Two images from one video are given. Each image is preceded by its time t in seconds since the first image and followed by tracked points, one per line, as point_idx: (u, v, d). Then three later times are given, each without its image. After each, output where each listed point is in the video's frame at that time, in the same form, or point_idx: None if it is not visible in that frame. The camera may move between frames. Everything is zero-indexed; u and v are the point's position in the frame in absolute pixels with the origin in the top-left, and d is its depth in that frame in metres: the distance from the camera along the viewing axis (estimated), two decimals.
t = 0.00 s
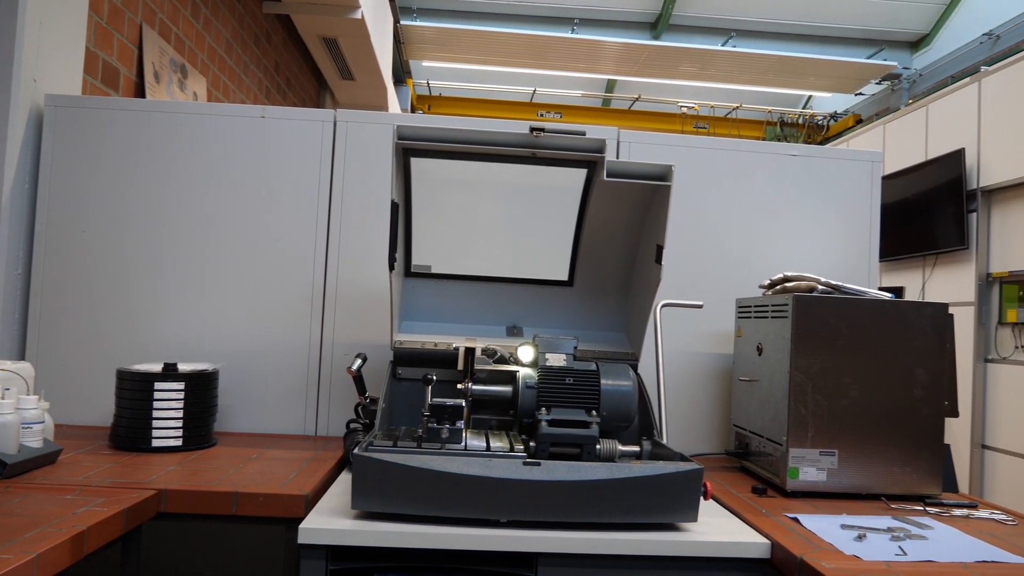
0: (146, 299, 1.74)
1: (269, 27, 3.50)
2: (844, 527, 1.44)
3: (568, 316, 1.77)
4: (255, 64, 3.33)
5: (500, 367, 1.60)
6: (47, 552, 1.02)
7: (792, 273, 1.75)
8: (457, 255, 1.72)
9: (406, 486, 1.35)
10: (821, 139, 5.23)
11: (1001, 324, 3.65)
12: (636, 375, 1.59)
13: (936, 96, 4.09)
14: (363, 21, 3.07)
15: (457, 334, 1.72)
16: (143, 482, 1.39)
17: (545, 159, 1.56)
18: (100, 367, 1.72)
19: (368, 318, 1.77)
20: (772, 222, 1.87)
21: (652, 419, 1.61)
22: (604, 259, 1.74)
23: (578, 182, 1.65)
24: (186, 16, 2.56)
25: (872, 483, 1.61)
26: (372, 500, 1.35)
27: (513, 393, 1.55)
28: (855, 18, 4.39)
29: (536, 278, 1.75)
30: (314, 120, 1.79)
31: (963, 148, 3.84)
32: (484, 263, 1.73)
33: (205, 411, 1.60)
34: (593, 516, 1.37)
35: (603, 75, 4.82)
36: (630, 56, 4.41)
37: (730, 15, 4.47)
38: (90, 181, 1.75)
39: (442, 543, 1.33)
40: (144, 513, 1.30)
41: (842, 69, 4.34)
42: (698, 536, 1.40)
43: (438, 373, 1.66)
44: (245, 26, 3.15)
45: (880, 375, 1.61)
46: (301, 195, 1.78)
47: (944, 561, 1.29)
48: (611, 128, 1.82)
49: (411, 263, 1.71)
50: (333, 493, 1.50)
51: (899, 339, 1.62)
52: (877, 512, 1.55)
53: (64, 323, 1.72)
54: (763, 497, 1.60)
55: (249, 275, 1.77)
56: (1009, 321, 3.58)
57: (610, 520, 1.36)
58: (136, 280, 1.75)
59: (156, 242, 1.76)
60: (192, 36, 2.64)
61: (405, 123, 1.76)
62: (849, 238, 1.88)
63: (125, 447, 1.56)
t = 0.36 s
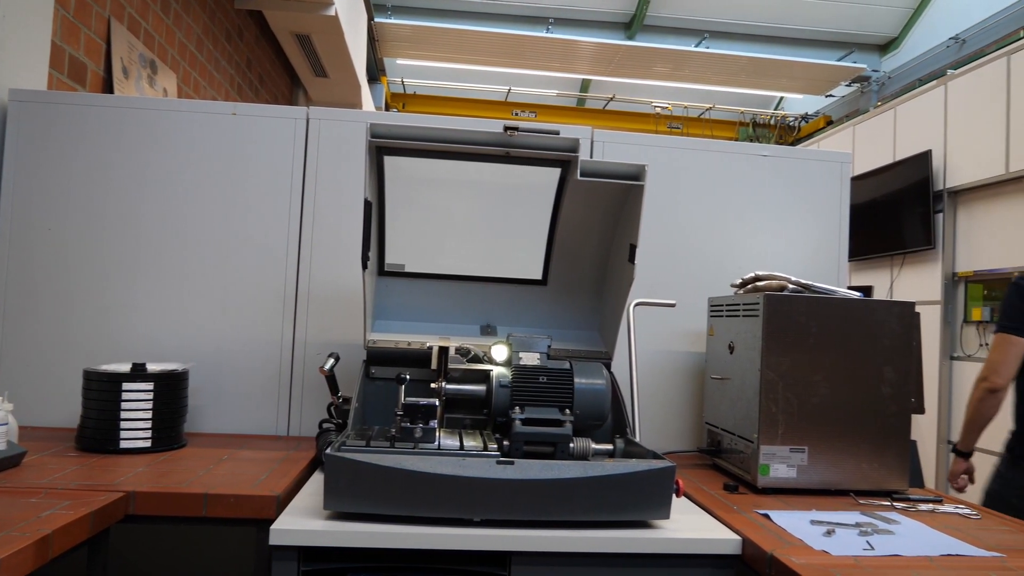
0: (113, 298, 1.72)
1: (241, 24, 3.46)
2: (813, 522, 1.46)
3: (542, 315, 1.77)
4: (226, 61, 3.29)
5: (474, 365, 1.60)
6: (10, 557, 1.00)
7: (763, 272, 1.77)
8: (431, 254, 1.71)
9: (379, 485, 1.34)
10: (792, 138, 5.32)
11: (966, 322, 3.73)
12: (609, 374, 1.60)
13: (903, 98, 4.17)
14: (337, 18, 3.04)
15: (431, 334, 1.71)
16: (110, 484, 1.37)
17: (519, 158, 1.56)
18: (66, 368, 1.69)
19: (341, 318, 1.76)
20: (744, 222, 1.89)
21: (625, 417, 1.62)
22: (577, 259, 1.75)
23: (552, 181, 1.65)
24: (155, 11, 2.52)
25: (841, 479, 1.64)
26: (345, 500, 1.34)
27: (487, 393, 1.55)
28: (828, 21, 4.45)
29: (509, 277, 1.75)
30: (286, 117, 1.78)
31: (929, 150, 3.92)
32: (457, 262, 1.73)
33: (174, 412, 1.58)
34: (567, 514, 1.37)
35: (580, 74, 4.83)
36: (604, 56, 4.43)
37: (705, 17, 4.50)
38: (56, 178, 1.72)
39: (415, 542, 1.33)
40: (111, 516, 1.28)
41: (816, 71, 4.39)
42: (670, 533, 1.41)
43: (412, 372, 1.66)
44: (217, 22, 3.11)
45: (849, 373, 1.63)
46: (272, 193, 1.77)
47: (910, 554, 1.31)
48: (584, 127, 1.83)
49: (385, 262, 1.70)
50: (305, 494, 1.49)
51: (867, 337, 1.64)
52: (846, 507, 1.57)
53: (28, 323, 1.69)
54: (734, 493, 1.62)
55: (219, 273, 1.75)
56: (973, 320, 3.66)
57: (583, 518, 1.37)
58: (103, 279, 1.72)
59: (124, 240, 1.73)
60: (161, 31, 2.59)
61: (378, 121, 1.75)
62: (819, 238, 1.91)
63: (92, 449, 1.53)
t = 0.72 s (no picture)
0: (73, 297, 1.68)
1: (206, 19, 3.41)
2: (777, 517, 1.48)
3: (510, 313, 1.78)
4: (190, 55, 3.24)
5: (442, 364, 1.59)
6: None
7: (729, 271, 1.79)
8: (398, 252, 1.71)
9: (345, 486, 1.32)
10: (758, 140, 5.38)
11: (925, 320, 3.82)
12: (577, 372, 1.60)
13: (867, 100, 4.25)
14: (304, 14, 3.01)
15: (399, 332, 1.70)
16: (70, 487, 1.34)
17: (486, 156, 1.56)
18: (24, 369, 1.65)
19: (308, 317, 1.75)
20: (710, 221, 1.91)
21: (593, 415, 1.63)
22: (546, 257, 1.75)
23: (519, 179, 1.65)
24: (116, 3, 2.47)
25: (804, 474, 1.66)
26: (310, 501, 1.33)
27: (454, 391, 1.54)
28: (797, 23, 4.52)
29: (477, 276, 1.75)
30: (251, 114, 1.76)
31: (890, 151, 4.00)
32: (425, 260, 1.72)
33: (136, 413, 1.55)
34: (535, 512, 1.37)
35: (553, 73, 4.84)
36: (574, 55, 4.45)
37: (671, 18, 4.55)
38: (13, 174, 1.68)
39: (382, 542, 1.32)
40: (69, 520, 1.25)
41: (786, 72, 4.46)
42: (637, 530, 1.42)
43: (379, 371, 1.65)
44: (181, 16, 3.06)
45: (812, 370, 1.66)
46: (237, 190, 1.75)
47: (870, 548, 1.34)
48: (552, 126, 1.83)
49: (352, 260, 1.69)
50: (271, 495, 1.47)
51: (830, 335, 1.67)
52: (809, 502, 1.60)
53: None
54: (700, 490, 1.64)
55: (182, 272, 1.73)
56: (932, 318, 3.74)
57: (550, 516, 1.37)
58: (62, 278, 1.68)
59: (84, 239, 1.70)
60: (123, 24, 2.55)
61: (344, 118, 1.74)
62: (784, 237, 1.94)
63: (51, 451, 1.50)
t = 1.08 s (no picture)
0: (25, 296, 1.64)
1: (165, 12, 3.34)
2: (738, 513, 1.50)
3: (475, 312, 1.78)
4: (148, 49, 3.17)
5: (406, 363, 1.58)
6: None
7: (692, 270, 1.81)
8: (362, 251, 1.69)
9: (307, 486, 1.30)
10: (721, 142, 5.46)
11: (882, 319, 3.90)
12: (541, 370, 1.60)
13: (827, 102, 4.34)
14: (266, 9, 2.97)
15: (361, 331, 1.69)
16: (20, 491, 1.30)
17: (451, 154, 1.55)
18: None
19: (270, 317, 1.73)
20: (673, 220, 1.94)
21: (557, 413, 1.63)
22: (509, 256, 1.76)
23: (484, 178, 1.65)
24: None
25: (765, 470, 1.69)
26: (271, 503, 1.30)
27: (418, 391, 1.53)
28: (763, 26, 4.59)
29: (442, 275, 1.75)
30: (211, 110, 1.73)
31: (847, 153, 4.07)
32: (389, 259, 1.71)
33: (91, 414, 1.52)
34: (501, 511, 1.37)
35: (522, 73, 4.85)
36: (540, 54, 4.46)
37: (634, 19, 4.59)
38: None
39: (344, 543, 1.31)
40: (20, 525, 1.22)
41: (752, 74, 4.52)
42: (600, 527, 1.43)
43: (342, 371, 1.64)
44: (139, 9, 2.99)
45: (773, 368, 1.69)
46: (197, 187, 1.72)
47: (828, 541, 1.36)
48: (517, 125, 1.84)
49: (314, 258, 1.67)
50: (231, 497, 1.45)
51: (791, 332, 1.70)
52: (769, 498, 1.62)
53: None
54: (663, 487, 1.66)
55: (140, 270, 1.69)
56: (888, 316, 3.81)
57: (515, 514, 1.37)
58: (13, 276, 1.64)
59: (36, 236, 1.65)
60: (77, 16, 2.47)
61: (306, 115, 1.73)
62: (746, 236, 1.97)
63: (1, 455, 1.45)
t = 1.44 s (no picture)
0: None
1: (123, 5, 3.27)
2: (700, 508, 1.52)
3: (441, 311, 1.77)
4: (105, 42, 3.09)
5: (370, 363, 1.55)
6: None
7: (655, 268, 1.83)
8: (326, 249, 1.68)
9: (269, 487, 1.28)
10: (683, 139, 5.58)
11: (840, 317, 4.00)
12: (505, 369, 1.61)
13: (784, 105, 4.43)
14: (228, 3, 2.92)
15: (325, 330, 1.68)
16: None
17: (415, 152, 1.55)
18: None
19: (232, 316, 1.71)
20: (638, 220, 1.95)
21: (522, 412, 1.64)
22: (474, 255, 1.76)
23: (449, 176, 1.64)
24: None
25: (726, 466, 1.71)
26: (233, 505, 1.28)
27: (383, 389, 1.52)
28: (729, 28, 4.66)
29: (408, 273, 1.74)
30: (171, 105, 1.70)
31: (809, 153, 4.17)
32: (353, 257, 1.70)
33: (45, 416, 1.48)
34: (466, 509, 1.37)
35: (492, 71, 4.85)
36: (505, 52, 4.50)
37: (602, 19, 4.58)
38: None
39: (307, 544, 1.29)
40: None
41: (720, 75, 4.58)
42: (565, 525, 1.43)
43: (305, 370, 1.62)
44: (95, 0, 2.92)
45: (734, 366, 1.71)
46: (155, 183, 1.69)
47: (789, 535, 1.39)
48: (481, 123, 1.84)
49: (277, 257, 1.65)
50: (192, 498, 1.43)
51: (752, 330, 1.73)
52: (731, 493, 1.65)
53: None
54: (628, 483, 1.67)
55: (95, 269, 1.65)
56: (848, 314, 3.90)
57: (481, 513, 1.37)
58: None
59: None
60: (31, 7, 2.40)
61: (269, 111, 1.70)
62: (708, 236, 2.00)
63: None
